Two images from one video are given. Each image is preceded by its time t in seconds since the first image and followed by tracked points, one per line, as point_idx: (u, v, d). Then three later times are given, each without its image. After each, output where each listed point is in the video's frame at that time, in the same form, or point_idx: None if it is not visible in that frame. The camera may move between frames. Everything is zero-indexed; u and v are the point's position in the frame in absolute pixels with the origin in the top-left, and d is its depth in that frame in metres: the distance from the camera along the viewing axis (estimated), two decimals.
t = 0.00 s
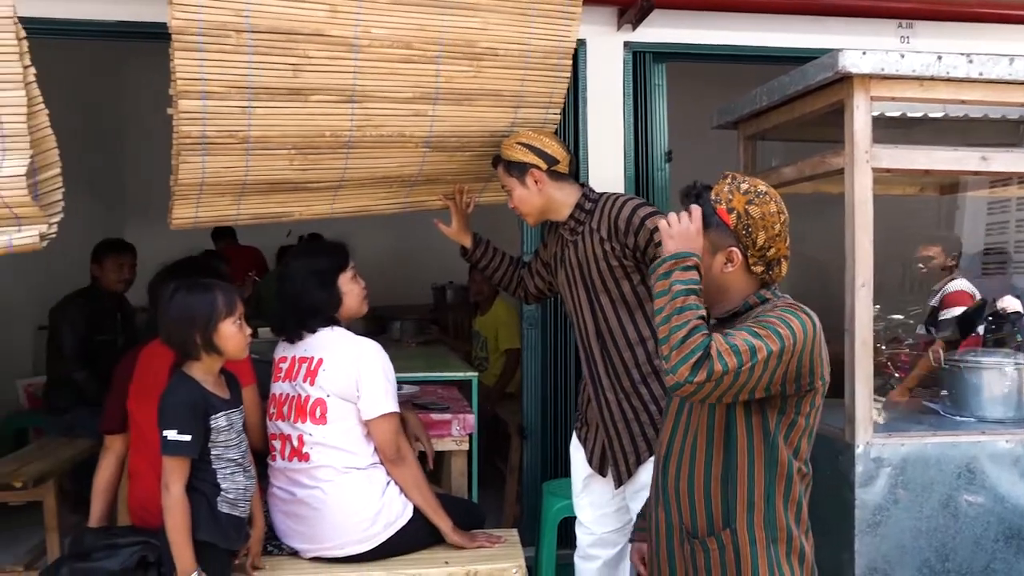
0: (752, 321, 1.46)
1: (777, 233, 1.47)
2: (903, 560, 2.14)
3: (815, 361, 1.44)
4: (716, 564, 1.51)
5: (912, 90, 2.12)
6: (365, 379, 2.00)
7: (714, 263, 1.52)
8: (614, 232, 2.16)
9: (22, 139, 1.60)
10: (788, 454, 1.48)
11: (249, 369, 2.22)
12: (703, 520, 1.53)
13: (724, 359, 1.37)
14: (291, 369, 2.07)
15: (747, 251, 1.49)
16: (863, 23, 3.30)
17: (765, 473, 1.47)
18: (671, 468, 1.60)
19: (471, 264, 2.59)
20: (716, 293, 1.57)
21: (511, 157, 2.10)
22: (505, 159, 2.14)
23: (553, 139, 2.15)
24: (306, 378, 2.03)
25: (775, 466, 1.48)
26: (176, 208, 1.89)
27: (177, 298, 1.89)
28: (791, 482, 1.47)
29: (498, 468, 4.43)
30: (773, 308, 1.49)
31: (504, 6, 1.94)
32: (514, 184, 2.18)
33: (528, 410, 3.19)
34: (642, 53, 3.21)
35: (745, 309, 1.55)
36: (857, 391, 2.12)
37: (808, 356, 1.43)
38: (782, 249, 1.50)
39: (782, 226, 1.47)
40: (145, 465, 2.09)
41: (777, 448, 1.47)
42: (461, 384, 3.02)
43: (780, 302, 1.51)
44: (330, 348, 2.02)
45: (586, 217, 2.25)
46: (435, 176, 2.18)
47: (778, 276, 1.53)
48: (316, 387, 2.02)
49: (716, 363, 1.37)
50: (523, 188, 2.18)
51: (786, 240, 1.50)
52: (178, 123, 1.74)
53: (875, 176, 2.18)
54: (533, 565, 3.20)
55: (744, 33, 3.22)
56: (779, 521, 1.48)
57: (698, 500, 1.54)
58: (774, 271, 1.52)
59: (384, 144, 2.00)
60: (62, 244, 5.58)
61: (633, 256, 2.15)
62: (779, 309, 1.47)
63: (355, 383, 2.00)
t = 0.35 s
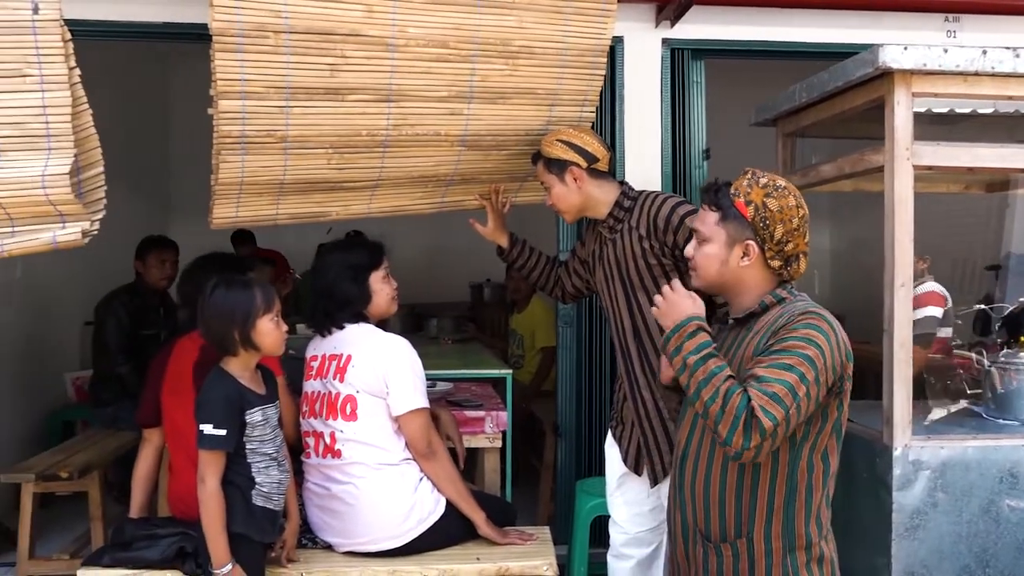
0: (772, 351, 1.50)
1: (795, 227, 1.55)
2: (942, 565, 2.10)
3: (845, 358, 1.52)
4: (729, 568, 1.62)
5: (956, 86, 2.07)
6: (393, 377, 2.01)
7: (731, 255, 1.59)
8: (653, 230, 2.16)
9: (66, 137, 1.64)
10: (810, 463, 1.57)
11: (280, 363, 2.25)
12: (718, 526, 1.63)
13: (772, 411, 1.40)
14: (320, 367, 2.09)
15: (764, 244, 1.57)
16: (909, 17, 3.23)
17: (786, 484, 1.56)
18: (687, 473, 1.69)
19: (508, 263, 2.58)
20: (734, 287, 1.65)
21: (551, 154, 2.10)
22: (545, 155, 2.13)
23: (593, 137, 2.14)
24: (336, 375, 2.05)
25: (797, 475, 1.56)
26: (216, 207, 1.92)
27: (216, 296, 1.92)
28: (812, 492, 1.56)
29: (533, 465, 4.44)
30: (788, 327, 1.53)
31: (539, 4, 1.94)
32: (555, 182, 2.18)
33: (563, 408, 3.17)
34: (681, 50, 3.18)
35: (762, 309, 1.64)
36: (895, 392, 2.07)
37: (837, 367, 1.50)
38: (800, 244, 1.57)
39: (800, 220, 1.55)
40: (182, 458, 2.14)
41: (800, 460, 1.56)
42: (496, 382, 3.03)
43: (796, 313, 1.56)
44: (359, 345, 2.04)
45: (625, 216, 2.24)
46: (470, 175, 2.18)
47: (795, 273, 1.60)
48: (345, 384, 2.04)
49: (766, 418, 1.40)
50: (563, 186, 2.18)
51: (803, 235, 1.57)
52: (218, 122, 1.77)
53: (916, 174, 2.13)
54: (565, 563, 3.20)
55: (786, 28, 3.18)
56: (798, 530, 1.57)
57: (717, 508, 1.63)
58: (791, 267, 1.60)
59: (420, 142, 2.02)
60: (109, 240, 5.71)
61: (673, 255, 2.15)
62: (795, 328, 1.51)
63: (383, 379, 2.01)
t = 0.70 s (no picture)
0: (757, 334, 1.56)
1: (797, 224, 1.57)
2: (950, 562, 2.09)
3: (840, 346, 1.53)
4: (736, 561, 1.64)
5: (968, 83, 2.06)
6: (401, 374, 2.02)
7: (735, 254, 1.60)
8: (665, 227, 2.17)
9: (79, 133, 1.66)
10: (811, 452, 1.58)
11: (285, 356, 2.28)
12: (724, 519, 1.65)
13: (735, 383, 1.48)
14: (328, 363, 2.10)
15: (767, 243, 1.58)
16: (924, 13, 3.22)
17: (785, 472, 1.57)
18: (691, 466, 1.72)
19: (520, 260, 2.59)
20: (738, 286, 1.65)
21: (566, 149, 2.10)
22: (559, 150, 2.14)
23: (607, 132, 2.15)
24: (344, 372, 2.06)
25: (797, 463, 1.57)
26: (229, 203, 1.93)
27: (226, 291, 1.94)
28: (812, 480, 1.56)
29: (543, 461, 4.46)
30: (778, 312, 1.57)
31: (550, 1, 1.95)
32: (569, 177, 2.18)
33: (573, 403, 3.19)
34: (693, 46, 3.18)
35: (761, 303, 1.64)
36: (903, 390, 2.07)
37: (826, 354, 1.51)
38: (801, 240, 1.59)
39: (801, 217, 1.57)
40: (191, 451, 2.17)
41: (799, 449, 1.57)
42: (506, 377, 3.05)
43: (791, 300, 1.58)
44: (367, 342, 2.04)
45: (637, 212, 2.24)
46: (481, 172, 2.18)
47: (798, 268, 1.62)
48: (353, 381, 2.05)
49: (726, 389, 1.48)
50: (578, 182, 2.19)
51: (805, 231, 1.59)
52: (231, 119, 1.79)
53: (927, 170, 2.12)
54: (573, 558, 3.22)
55: (799, 24, 3.16)
56: (801, 520, 1.57)
57: (720, 500, 1.65)
58: (794, 263, 1.61)
59: (431, 139, 2.02)
60: (125, 235, 5.76)
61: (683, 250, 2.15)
62: (784, 312, 1.56)
63: (391, 377, 2.03)
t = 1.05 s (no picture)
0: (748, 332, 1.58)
1: (795, 220, 1.58)
2: (949, 557, 2.11)
3: (835, 342, 1.54)
4: (731, 553, 1.66)
5: (969, 80, 2.06)
6: (408, 372, 2.04)
7: (735, 252, 1.61)
8: (671, 224, 2.19)
9: (85, 129, 1.68)
10: (806, 447, 1.59)
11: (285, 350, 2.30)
12: (720, 512, 1.67)
13: (720, 376, 1.51)
14: (336, 360, 2.11)
15: (766, 240, 1.59)
16: (928, 10, 3.22)
17: (778, 467, 1.59)
18: (689, 460, 1.75)
19: (523, 257, 2.61)
20: (740, 283, 1.67)
21: (572, 144, 2.11)
22: (565, 145, 2.15)
23: (613, 128, 2.17)
24: (349, 369, 2.07)
25: (791, 458, 1.58)
26: (235, 199, 1.95)
27: (232, 285, 1.96)
28: (806, 475, 1.58)
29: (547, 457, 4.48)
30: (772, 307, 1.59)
31: None
32: (575, 172, 2.19)
33: (577, 399, 3.20)
34: (697, 43, 3.18)
35: (760, 299, 1.65)
36: (903, 387, 2.08)
37: (818, 350, 1.52)
38: (801, 236, 1.60)
39: (800, 214, 1.58)
40: (194, 444, 2.20)
41: (793, 444, 1.58)
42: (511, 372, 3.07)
43: (788, 296, 1.59)
44: (374, 339, 2.05)
45: (641, 209, 2.26)
46: (485, 169, 2.20)
47: (798, 265, 1.63)
48: (362, 379, 2.06)
49: (711, 381, 1.52)
50: (582, 177, 2.20)
51: (804, 228, 1.60)
52: (237, 116, 1.81)
53: (929, 168, 2.13)
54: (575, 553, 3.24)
55: (804, 21, 3.17)
56: (795, 515, 1.59)
57: (715, 493, 1.68)
58: (794, 259, 1.62)
59: (435, 136, 2.04)
60: (132, 231, 5.79)
61: (687, 247, 2.17)
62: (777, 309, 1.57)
63: (398, 374, 2.04)
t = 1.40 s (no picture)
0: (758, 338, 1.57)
1: (801, 217, 1.59)
2: (951, 552, 2.11)
3: (844, 340, 1.55)
4: (736, 548, 1.67)
5: (972, 77, 2.07)
6: (421, 365, 2.06)
7: (740, 248, 1.62)
8: (675, 220, 2.19)
9: (91, 125, 1.70)
10: (813, 445, 1.60)
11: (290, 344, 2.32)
12: (726, 508, 1.69)
13: (742, 386, 1.50)
14: (344, 356, 2.12)
15: (771, 236, 1.61)
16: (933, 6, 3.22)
17: (787, 466, 1.60)
18: (696, 457, 1.76)
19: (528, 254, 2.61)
20: (743, 278, 1.68)
21: (578, 139, 2.12)
22: (570, 140, 2.16)
23: (619, 124, 2.17)
24: (359, 364, 2.09)
25: (798, 456, 1.60)
26: (241, 196, 1.96)
27: (237, 281, 1.97)
28: (813, 473, 1.59)
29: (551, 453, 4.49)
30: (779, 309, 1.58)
31: None
32: (580, 167, 2.20)
33: (581, 394, 3.23)
34: (701, 39, 3.19)
35: (765, 296, 1.67)
36: (906, 382, 2.09)
37: (831, 348, 1.54)
38: (806, 233, 1.62)
39: (805, 210, 1.59)
40: (199, 439, 2.22)
41: (801, 443, 1.59)
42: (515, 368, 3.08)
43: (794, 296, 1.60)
44: (383, 333, 2.07)
45: (646, 205, 2.27)
46: (489, 166, 2.21)
47: (803, 261, 1.65)
48: (374, 375, 2.07)
49: (733, 391, 1.50)
50: (587, 172, 2.21)
51: (809, 224, 1.61)
52: (243, 113, 1.82)
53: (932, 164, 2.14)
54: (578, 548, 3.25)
55: (808, 17, 3.17)
56: (801, 512, 1.60)
57: (722, 490, 1.69)
58: (800, 255, 1.63)
59: (440, 133, 2.05)
60: (138, 227, 5.82)
61: (692, 243, 2.18)
62: (785, 312, 1.56)
63: (411, 368, 2.06)
